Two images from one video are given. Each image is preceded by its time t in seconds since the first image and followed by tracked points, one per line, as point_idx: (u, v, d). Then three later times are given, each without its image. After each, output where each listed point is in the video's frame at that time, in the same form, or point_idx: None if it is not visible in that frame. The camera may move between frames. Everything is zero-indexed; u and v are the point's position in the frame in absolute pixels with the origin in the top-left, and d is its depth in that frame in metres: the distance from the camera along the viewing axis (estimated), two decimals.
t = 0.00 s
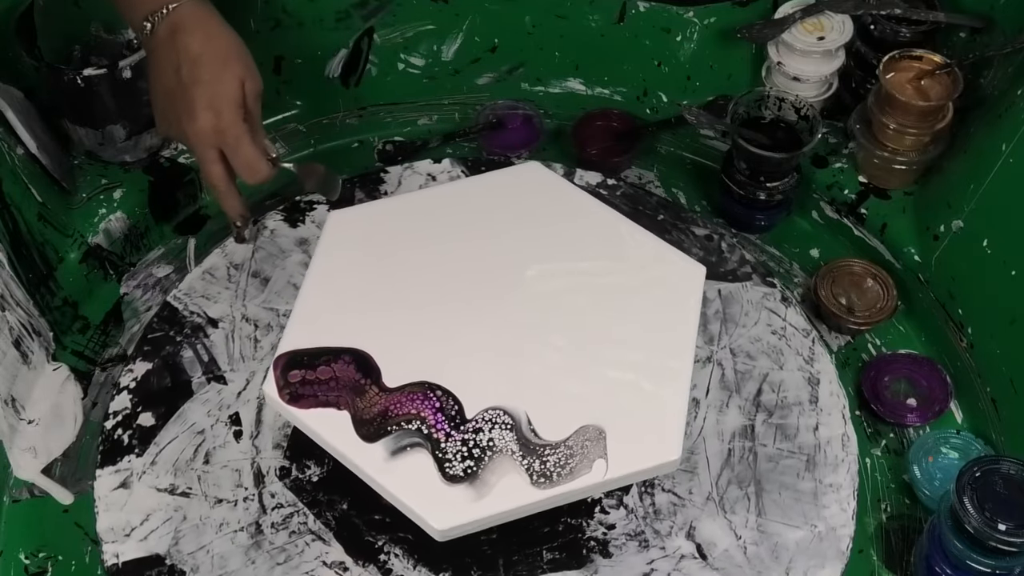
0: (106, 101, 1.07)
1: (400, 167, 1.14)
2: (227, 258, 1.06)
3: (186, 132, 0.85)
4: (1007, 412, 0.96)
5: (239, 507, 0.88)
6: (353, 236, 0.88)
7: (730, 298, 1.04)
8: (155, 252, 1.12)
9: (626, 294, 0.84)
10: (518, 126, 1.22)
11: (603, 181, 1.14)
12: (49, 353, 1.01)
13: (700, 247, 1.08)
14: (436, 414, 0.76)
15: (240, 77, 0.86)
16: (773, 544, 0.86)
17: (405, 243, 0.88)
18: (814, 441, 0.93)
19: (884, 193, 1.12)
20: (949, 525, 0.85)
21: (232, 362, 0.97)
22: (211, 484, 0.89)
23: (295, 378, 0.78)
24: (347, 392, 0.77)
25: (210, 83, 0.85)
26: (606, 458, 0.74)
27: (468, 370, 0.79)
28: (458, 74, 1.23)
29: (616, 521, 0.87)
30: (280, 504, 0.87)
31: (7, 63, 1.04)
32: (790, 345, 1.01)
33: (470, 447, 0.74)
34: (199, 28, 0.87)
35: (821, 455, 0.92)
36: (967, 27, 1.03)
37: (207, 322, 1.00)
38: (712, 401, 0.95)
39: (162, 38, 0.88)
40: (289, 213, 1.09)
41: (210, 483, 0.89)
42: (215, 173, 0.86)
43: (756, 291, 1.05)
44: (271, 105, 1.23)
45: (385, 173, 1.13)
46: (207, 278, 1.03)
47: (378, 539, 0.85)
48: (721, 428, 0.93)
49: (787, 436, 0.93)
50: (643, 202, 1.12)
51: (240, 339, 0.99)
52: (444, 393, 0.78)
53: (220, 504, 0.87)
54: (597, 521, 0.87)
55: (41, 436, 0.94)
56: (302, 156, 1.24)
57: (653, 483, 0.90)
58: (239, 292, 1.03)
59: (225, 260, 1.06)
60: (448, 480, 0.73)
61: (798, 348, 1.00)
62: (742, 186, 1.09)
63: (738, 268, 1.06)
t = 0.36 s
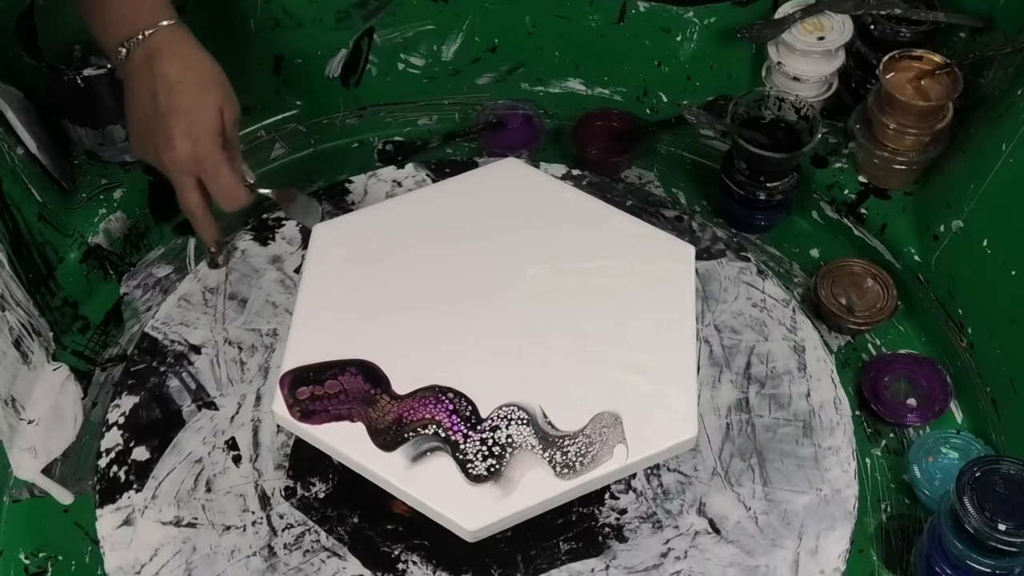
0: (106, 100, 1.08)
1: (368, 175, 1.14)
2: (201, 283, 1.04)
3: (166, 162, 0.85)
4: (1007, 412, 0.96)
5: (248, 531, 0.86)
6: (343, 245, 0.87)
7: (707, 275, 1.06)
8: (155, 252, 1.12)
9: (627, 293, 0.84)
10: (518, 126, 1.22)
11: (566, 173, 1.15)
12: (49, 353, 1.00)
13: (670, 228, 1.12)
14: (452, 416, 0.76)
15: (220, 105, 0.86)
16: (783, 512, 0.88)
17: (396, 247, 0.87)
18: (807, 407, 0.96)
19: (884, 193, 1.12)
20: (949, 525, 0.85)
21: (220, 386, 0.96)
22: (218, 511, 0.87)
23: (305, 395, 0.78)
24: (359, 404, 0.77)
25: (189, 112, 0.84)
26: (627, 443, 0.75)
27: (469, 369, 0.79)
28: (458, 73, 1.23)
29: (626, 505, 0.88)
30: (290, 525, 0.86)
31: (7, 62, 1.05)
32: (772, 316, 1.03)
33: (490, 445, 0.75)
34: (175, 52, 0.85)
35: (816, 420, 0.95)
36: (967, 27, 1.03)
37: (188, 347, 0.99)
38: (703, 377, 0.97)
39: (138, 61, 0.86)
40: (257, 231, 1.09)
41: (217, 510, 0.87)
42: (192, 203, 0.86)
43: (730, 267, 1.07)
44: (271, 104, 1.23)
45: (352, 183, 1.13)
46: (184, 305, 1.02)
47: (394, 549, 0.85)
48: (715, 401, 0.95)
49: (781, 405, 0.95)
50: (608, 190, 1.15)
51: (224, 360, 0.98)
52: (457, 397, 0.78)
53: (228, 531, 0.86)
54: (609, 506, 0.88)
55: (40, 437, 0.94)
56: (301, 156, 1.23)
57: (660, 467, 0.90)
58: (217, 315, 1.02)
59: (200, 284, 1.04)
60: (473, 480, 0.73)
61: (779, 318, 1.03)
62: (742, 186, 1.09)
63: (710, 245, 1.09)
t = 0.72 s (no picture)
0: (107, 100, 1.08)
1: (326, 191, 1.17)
2: (172, 314, 1.04)
3: (135, 183, 0.83)
4: (1007, 412, 0.96)
5: (265, 560, 0.87)
6: (331, 255, 0.87)
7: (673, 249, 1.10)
8: (156, 252, 1.12)
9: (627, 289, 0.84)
10: (518, 126, 1.23)
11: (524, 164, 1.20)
12: (49, 353, 1.01)
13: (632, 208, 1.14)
14: (473, 419, 0.76)
15: (190, 124, 0.84)
16: (788, 472, 0.93)
17: (387, 251, 0.87)
18: (794, 367, 1.01)
19: (884, 193, 1.12)
20: (949, 525, 0.85)
21: (211, 417, 0.96)
22: (230, 543, 0.88)
23: (320, 413, 0.77)
24: (375, 416, 0.77)
25: (157, 133, 0.82)
26: (648, 421, 0.76)
27: (470, 369, 0.79)
28: (458, 74, 1.23)
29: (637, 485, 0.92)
30: (306, 547, 0.88)
31: (7, 63, 1.01)
32: (745, 285, 1.08)
33: (515, 441, 0.75)
34: (145, 72, 0.84)
35: (804, 380, 1.00)
36: (967, 27, 1.03)
37: (173, 384, 0.99)
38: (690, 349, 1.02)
39: (107, 83, 0.85)
40: (220, 256, 1.09)
41: (229, 541, 0.88)
42: (165, 224, 0.85)
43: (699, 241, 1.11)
44: (271, 104, 1.23)
45: (311, 200, 1.15)
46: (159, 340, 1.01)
47: (415, 559, 0.87)
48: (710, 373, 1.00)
49: (768, 369, 1.01)
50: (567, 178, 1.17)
51: (211, 392, 0.98)
52: (473, 400, 0.78)
53: (244, 562, 0.87)
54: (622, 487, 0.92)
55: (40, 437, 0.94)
56: (301, 156, 1.24)
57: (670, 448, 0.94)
58: (196, 347, 1.02)
59: (172, 317, 1.04)
60: (505, 478, 0.73)
61: (753, 286, 1.08)
62: (742, 186, 1.09)
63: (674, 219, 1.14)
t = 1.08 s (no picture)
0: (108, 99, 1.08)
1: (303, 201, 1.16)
2: (160, 334, 1.04)
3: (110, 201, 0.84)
4: (1007, 412, 0.96)
5: (275, 573, 0.87)
6: (325, 260, 0.86)
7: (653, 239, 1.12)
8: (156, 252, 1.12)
9: (628, 289, 0.84)
10: (518, 126, 1.23)
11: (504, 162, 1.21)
12: (49, 353, 1.01)
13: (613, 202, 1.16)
14: (482, 417, 0.77)
15: (161, 140, 0.83)
16: (788, 453, 0.96)
17: (381, 254, 0.87)
18: (785, 349, 1.03)
19: (884, 193, 1.12)
20: (949, 525, 0.85)
21: (208, 433, 0.97)
22: (239, 558, 0.88)
23: (326, 421, 0.77)
24: (382, 420, 0.77)
25: (128, 151, 0.82)
26: (654, 410, 0.77)
27: (469, 369, 0.80)
28: (458, 74, 1.23)
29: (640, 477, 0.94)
30: (316, 558, 0.88)
31: (6, 63, 1.02)
32: (730, 270, 1.09)
33: (526, 437, 0.75)
34: (118, 87, 0.83)
35: (797, 360, 1.03)
36: (967, 27, 1.03)
37: (166, 404, 0.99)
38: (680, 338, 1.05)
39: (82, 99, 0.85)
40: (204, 270, 1.09)
41: (238, 556, 0.88)
42: (143, 242, 0.85)
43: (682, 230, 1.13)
44: (271, 104, 1.23)
45: (289, 211, 1.15)
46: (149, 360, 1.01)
47: (426, 561, 0.88)
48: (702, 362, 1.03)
49: (760, 353, 1.03)
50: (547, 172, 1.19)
51: (205, 408, 0.98)
52: (480, 399, 0.78)
53: None
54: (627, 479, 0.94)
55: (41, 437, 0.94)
56: (302, 155, 1.24)
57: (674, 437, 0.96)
58: (186, 364, 1.02)
59: (160, 336, 1.04)
60: (518, 475, 0.73)
61: (739, 271, 1.09)
62: (742, 186, 1.09)
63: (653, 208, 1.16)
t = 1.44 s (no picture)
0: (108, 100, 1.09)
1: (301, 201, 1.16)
2: (158, 335, 1.04)
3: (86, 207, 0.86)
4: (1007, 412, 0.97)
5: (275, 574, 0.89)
6: (324, 261, 0.86)
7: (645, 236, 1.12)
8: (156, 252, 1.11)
9: (628, 289, 0.84)
10: (519, 126, 1.22)
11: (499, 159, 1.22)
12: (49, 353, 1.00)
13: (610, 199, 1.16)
14: (484, 416, 0.79)
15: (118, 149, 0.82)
16: (787, 451, 0.97)
17: (379, 255, 0.87)
18: (784, 348, 1.04)
19: (884, 193, 1.12)
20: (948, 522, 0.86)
21: (208, 434, 0.97)
22: (239, 559, 0.90)
23: (328, 423, 0.79)
24: (385, 421, 0.78)
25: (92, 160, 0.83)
26: (654, 411, 0.79)
27: (471, 369, 0.81)
28: (458, 74, 1.23)
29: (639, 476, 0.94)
30: (317, 559, 0.90)
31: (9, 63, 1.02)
32: (728, 268, 1.09)
33: (528, 437, 0.78)
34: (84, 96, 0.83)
35: (796, 359, 1.03)
36: (966, 27, 1.02)
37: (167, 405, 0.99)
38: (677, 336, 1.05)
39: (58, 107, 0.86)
40: (203, 273, 1.09)
41: (238, 557, 0.90)
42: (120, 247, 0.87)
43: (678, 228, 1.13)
44: (271, 104, 1.22)
45: (287, 212, 1.15)
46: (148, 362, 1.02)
47: (428, 562, 0.89)
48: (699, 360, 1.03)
49: (759, 351, 1.03)
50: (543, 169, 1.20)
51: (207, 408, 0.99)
52: (481, 398, 0.80)
53: None
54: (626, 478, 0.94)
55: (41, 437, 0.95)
56: (302, 155, 1.21)
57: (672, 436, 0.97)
58: (185, 365, 1.02)
59: (158, 338, 1.04)
60: (519, 476, 0.76)
61: (736, 269, 1.09)
62: (742, 186, 1.12)
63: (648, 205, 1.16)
